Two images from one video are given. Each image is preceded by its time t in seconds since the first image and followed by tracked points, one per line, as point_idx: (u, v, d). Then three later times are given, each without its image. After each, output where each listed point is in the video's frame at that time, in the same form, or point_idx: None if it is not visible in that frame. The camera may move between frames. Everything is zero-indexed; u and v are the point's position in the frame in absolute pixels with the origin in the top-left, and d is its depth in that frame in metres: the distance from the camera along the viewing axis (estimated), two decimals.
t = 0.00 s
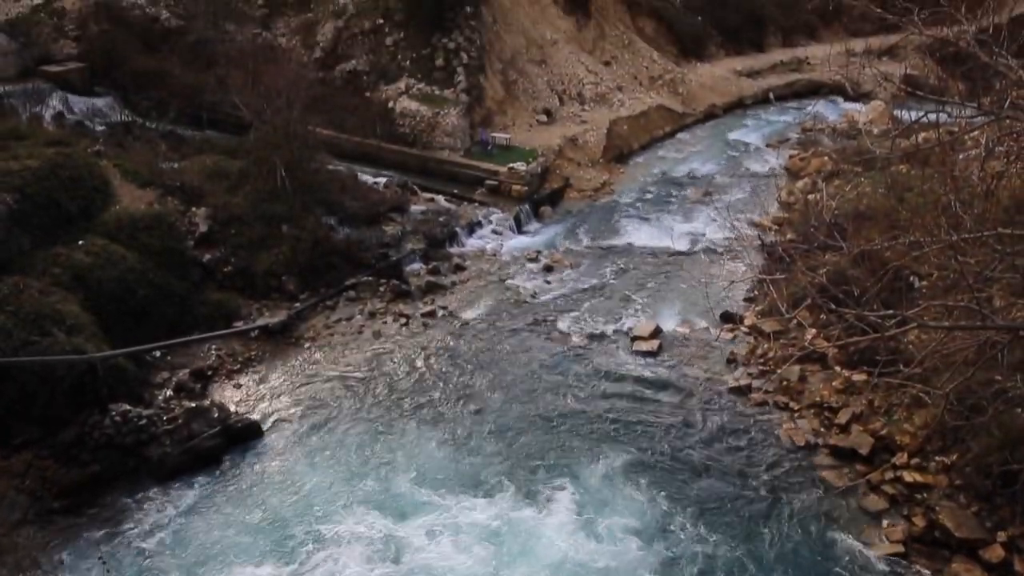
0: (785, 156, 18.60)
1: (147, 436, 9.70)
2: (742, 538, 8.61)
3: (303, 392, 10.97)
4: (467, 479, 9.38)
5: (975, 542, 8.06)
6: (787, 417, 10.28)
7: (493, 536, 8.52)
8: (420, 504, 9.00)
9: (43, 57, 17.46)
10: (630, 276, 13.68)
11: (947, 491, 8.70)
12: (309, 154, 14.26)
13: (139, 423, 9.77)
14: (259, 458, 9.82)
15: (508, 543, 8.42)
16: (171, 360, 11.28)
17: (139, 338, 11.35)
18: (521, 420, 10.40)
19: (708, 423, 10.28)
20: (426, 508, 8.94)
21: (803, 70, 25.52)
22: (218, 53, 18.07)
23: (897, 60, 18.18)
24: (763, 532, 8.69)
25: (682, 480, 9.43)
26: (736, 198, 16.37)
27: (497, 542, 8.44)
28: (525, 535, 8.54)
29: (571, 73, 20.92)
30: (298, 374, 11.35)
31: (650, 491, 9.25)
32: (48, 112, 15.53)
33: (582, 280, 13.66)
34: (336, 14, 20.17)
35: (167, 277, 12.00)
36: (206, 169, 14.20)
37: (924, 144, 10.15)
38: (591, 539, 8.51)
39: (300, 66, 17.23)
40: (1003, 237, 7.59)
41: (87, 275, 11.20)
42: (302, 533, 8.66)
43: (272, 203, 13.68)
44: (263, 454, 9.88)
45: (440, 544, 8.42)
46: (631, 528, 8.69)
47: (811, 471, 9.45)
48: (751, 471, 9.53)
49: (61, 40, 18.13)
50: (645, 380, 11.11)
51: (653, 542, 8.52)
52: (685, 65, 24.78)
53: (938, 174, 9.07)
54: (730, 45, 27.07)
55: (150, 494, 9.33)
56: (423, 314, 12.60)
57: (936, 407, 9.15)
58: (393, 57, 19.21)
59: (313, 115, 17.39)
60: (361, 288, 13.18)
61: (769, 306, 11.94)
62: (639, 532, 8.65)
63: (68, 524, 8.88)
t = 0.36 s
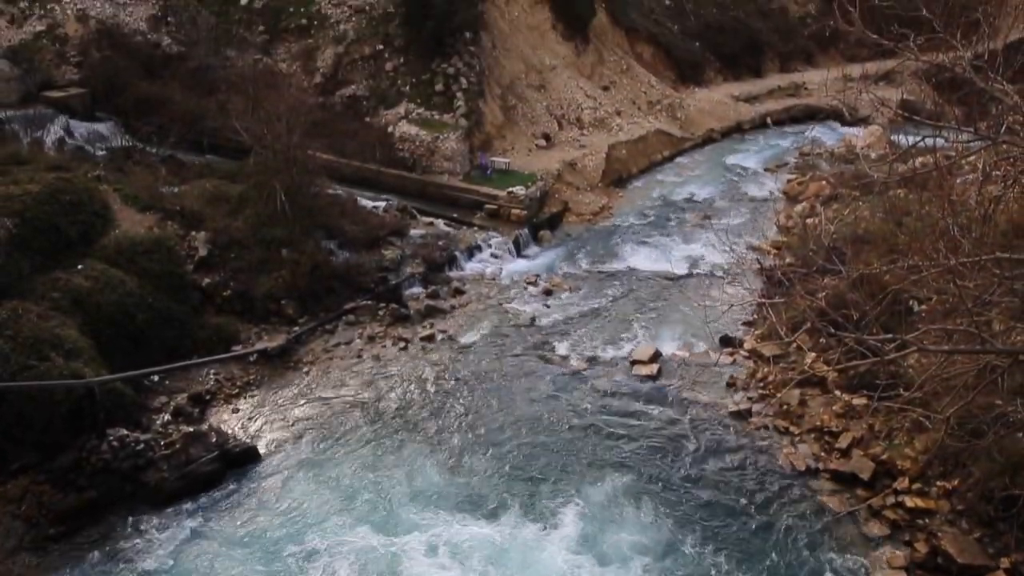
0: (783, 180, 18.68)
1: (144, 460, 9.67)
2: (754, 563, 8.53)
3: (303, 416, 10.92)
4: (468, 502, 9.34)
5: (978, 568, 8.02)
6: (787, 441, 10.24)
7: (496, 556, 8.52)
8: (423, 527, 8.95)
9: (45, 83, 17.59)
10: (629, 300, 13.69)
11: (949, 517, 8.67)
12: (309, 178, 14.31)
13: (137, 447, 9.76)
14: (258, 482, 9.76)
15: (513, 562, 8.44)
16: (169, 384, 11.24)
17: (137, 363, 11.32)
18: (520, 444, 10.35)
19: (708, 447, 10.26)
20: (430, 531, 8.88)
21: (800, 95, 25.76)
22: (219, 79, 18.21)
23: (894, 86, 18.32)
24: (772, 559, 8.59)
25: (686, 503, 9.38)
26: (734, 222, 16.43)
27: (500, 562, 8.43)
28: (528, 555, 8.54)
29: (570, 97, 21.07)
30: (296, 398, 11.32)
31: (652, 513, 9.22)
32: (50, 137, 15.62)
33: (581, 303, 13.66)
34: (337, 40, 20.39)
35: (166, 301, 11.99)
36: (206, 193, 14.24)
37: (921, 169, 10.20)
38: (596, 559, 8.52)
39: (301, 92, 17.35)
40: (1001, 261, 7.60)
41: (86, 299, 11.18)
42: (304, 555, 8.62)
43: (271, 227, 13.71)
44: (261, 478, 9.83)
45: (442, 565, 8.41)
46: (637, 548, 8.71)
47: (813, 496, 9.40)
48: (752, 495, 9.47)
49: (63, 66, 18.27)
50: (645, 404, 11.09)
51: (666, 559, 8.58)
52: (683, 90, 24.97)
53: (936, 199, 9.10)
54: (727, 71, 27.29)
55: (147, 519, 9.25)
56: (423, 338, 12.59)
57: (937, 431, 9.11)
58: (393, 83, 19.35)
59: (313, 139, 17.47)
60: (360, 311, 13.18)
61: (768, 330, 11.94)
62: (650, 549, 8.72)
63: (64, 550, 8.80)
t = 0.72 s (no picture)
0: (782, 202, 18.75)
1: (141, 483, 9.62)
2: None
3: (303, 438, 10.88)
4: (470, 523, 9.29)
5: None
6: (788, 464, 10.19)
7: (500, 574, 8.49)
8: (426, 547, 8.89)
9: (47, 105, 17.69)
10: (629, 322, 13.68)
11: (952, 540, 8.62)
12: (309, 200, 14.34)
13: (134, 469, 9.71)
14: (256, 506, 9.68)
15: None
16: (167, 406, 11.21)
17: (135, 385, 11.28)
18: (521, 465, 10.32)
19: (709, 468, 10.21)
20: (432, 551, 8.83)
21: (798, 118, 25.93)
22: (221, 101, 18.31)
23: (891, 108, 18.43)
24: None
25: (688, 522, 9.36)
26: (734, 244, 16.47)
27: None
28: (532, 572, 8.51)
29: (570, 119, 21.17)
30: (295, 419, 11.27)
31: (653, 533, 9.18)
32: (51, 158, 15.68)
33: (580, 325, 13.64)
34: (338, 63, 20.53)
35: (165, 322, 11.98)
36: (206, 215, 14.26)
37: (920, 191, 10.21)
38: None
39: (301, 114, 17.44)
40: (1002, 283, 7.59)
41: (85, 321, 11.16)
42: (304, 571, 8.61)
43: (271, 248, 13.72)
44: (259, 501, 9.75)
45: None
46: (643, 566, 8.68)
47: (814, 519, 9.34)
48: (753, 518, 9.40)
49: (65, 88, 18.38)
50: (645, 426, 11.04)
51: None
52: (682, 113, 25.13)
53: (935, 221, 9.09)
54: (726, 94, 27.47)
55: (143, 543, 9.17)
56: (422, 359, 12.57)
57: (939, 454, 9.07)
58: (393, 105, 19.46)
59: (314, 161, 17.55)
60: (359, 333, 13.17)
61: (769, 351, 11.91)
62: (655, 567, 8.69)
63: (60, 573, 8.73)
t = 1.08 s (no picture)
0: (782, 222, 18.80)
1: (139, 502, 9.57)
2: None
3: (302, 457, 10.83)
4: (469, 538, 9.32)
5: None
6: (789, 484, 10.14)
7: None
8: (425, 561, 8.92)
9: (50, 125, 17.79)
10: (629, 341, 13.66)
11: (955, 562, 8.56)
12: (309, 219, 14.38)
13: (132, 489, 9.68)
14: (255, 526, 9.62)
15: None
16: (166, 425, 11.17)
17: (134, 403, 11.25)
18: (520, 484, 10.29)
19: (710, 488, 10.18)
20: (432, 566, 8.85)
21: (798, 138, 26.06)
22: (222, 120, 18.38)
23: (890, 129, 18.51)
24: None
25: (689, 541, 9.35)
26: (734, 263, 16.49)
27: None
28: None
29: (570, 138, 21.26)
30: (294, 438, 11.23)
31: (655, 551, 9.15)
32: (53, 177, 15.71)
33: (580, 344, 13.63)
34: (339, 83, 20.64)
35: (165, 340, 11.95)
36: (206, 233, 14.28)
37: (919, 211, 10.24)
38: None
39: (303, 133, 17.52)
40: (1002, 304, 7.58)
41: (85, 339, 11.14)
42: None
43: (270, 267, 13.72)
44: (258, 521, 9.69)
45: None
46: None
47: (816, 540, 9.27)
48: (754, 539, 9.34)
49: (68, 108, 18.47)
50: (645, 445, 11.01)
51: None
52: (682, 133, 25.26)
53: (934, 242, 9.10)
54: (726, 114, 27.61)
55: (141, 563, 9.09)
56: (422, 379, 12.53)
57: (940, 475, 9.04)
58: (394, 124, 19.55)
59: (315, 180, 17.61)
60: (359, 352, 13.15)
61: (769, 372, 11.89)
62: None
63: None
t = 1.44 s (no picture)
0: (782, 240, 18.83)
1: (137, 520, 9.51)
2: None
3: (301, 474, 10.80)
4: (469, 550, 9.35)
5: None
6: (789, 504, 10.09)
7: None
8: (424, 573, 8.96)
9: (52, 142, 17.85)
10: (629, 360, 13.63)
11: None
12: (310, 236, 14.40)
13: (130, 507, 9.64)
14: (253, 545, 9.55)
15: None
16: (164, 443, 11.12)
17: (132, 421, 11.20)
18: (520, 501, 10.26)
19: (710, 506, 10.15)
20: None
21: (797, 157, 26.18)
22: (223, 138, 18.44)
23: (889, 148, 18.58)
24: None
25: (689, 557, 9.33)
26: (733, 281, 16.51)
27: None
28: None
29: (570, 156, 21.34)
30: (293, 456, 11.19)
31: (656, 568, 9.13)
32: (54, 194, 15.75)
33: (580, 362, 13.61)
34: (340, 101, 20.73)
35: (164, 357, 11.92)
36: (207, 250, 14.28)
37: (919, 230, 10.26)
38: None
39: (304, 151, 17.58)
40: (1002, 324, 7.59)
41: (84, 356, 11.10)
42: None
43: (270, 284, 13.72)
44: (256, 540, 9.63)
45: None
46: None
47: (818, 560, 9.22)
48: (756, 558, 9.29)
49: (70, 125, 18.53)
50: (645, 463, 10.98)
51: None
52: (681, 151, 25.37)
53: (934, 261, 9.12)
54: (725, 133, 27.74)
55: None
56: (421, 396, 12.49)
57: (942, 495, 9.01)
58: (395, 142, 19.63)
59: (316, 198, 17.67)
60: (358, 370, 13.12)
61: (769, 391, 11.88)
62: None
63: None
